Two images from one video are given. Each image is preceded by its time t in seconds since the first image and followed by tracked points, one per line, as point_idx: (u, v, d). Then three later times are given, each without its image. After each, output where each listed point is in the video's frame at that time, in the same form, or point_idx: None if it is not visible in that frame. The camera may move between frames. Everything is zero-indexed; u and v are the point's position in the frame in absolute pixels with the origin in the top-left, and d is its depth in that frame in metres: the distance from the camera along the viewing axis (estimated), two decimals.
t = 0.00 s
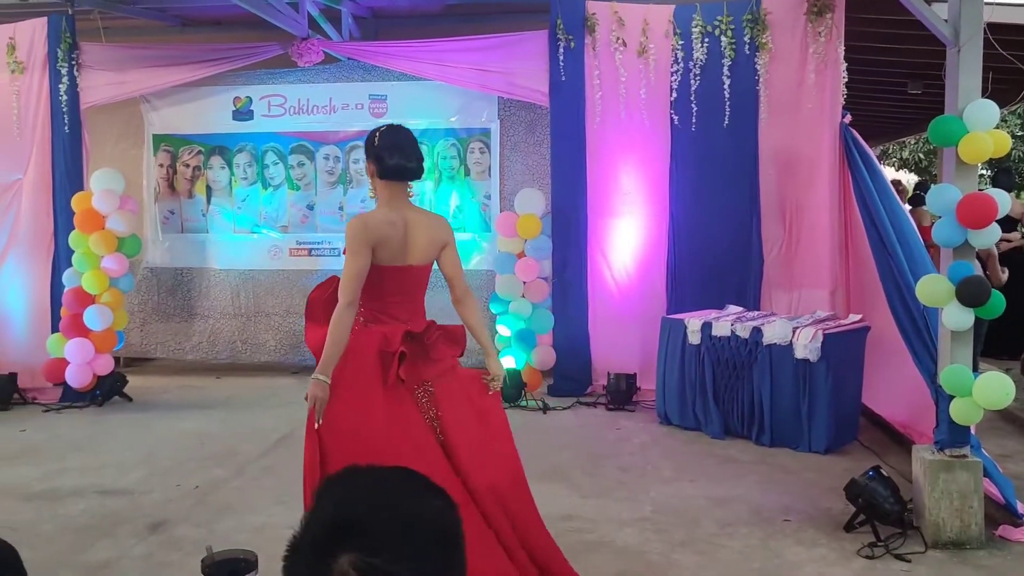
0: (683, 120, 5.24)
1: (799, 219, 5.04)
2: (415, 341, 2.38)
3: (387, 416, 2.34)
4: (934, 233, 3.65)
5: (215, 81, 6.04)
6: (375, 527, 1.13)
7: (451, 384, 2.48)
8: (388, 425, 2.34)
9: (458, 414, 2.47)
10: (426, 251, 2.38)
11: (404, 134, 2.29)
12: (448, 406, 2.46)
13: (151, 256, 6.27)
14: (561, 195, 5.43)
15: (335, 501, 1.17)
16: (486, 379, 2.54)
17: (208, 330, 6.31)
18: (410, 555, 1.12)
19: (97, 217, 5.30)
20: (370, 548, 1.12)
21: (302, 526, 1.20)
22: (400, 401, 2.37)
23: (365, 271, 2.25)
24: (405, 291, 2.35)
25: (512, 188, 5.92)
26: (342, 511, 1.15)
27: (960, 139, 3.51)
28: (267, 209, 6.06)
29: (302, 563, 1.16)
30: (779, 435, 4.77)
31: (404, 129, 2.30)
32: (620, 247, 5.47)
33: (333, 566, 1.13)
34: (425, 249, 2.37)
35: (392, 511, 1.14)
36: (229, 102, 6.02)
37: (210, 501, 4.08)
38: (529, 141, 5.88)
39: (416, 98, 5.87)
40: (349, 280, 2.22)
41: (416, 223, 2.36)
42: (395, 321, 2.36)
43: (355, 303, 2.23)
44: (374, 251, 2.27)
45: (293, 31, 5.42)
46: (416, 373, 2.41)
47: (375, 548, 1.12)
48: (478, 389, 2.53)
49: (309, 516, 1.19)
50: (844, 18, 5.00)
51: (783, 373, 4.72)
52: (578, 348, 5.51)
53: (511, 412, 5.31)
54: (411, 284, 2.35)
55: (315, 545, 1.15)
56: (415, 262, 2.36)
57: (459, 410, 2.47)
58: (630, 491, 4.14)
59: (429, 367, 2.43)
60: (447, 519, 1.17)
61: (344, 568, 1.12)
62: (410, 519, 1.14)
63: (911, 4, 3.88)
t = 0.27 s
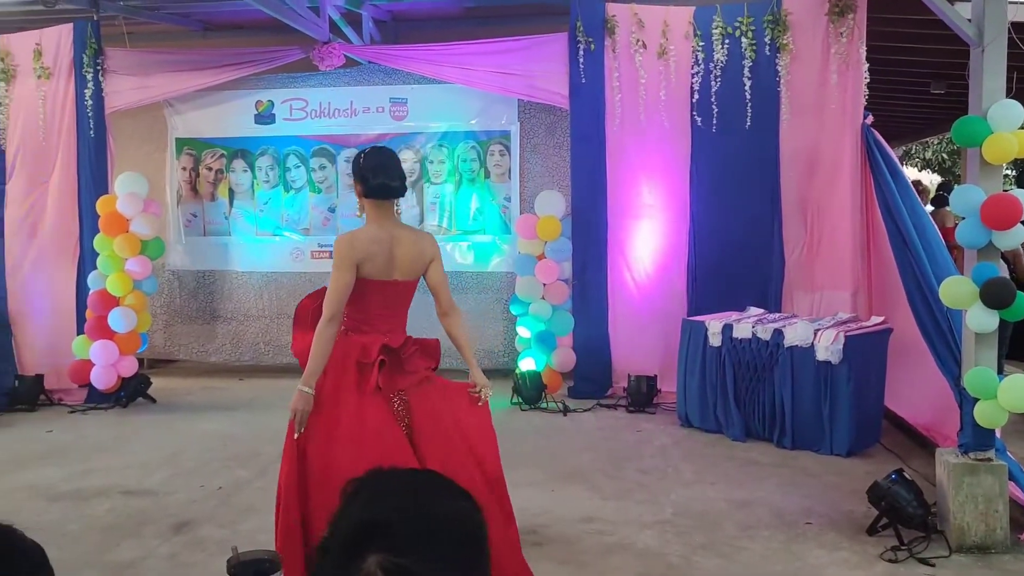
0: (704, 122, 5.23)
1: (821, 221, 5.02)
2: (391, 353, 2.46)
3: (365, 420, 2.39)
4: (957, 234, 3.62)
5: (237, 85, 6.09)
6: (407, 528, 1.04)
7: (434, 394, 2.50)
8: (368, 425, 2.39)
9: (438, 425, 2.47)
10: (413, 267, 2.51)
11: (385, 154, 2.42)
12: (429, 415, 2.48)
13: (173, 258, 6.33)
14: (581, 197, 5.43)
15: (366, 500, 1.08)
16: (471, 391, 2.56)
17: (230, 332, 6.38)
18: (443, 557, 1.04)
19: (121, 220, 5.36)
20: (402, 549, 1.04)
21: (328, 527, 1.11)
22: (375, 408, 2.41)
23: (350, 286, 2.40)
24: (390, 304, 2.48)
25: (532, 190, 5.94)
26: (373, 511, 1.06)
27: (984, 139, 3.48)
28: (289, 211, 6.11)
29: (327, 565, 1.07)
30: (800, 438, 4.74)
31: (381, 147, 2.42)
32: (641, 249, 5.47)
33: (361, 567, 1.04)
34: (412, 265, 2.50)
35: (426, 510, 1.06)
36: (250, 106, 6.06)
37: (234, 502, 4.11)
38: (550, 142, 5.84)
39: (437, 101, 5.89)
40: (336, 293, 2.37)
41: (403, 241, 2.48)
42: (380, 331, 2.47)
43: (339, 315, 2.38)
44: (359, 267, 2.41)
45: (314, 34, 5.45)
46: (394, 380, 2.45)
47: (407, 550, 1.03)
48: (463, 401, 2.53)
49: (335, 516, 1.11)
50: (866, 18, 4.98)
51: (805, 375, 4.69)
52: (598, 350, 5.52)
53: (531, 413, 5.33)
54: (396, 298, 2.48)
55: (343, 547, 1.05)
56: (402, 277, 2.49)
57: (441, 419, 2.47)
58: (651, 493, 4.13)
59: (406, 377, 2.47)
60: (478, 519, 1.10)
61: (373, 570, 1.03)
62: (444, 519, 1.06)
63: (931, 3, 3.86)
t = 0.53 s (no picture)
0: (723, 123, 5.22)
1: (841, 222, 5.00)
2: (375, 342, 2.53)
3: (353, 412, 2.49)
4: (980, 236, 3.58)
5: (258, 89, 6.13)
6: (425, 526, 1.02)
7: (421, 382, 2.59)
8: (356, 417, 2.48)
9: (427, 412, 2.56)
10: (395, 259, 2.53)
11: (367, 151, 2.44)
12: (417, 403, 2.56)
13: (193, 261, 6.38)
14: (600, 199, 5.43)
15: (385, 501, 1.07)
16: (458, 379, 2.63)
17: (251, 335, 6.43)
18: (461, 556, 1.01)
19: (143, 224, 5.41)
20: (421, 548, 1.01)
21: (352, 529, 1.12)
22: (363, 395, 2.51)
23: (334, 276, 2.46)
24: (376, 292, 2.53)
25: (551, 192, 5.95)
26: (392, 511, 1.05)
27: (1007, 140, 3.45)
28: (309, 215, 6.15)
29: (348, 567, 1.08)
30: (821, 441, 4.70)
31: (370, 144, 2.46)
32: (661, 251, 5.46)
33: (381, 568, 1.02)
34: (393, 257, 2.53)
35: (443, 509, 1.04)
36: (271, 109, 6.10)
37: (255, 503, 4.14)
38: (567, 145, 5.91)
39: (456, 105, 5.92)
40: (319, 285, 2.44)
41: (384, 234, 2.51)
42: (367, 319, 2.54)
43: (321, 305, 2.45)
44: (342, 258, 2.47)
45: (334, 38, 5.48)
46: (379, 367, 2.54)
47: (425, 549, 1.01)
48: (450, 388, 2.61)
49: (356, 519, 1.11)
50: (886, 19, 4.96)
51: (825, 377, 4.66)
52: (617, 352, 5.52)
53: (550, 415, 5.33)
54: (380, 288, 2.53)
55: (363, 548, 1.05)
56: (385, 268, 2.53)
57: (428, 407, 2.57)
58: (671, 496, 4.12)
59: (390, 367, 2.55)
60: (498, 520, 1.06)
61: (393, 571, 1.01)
62: (462, 518, 1.03)
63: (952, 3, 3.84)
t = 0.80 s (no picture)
0: (740, 125, 5.21)
1: (860, 225, 4.98)
2: (376, 339, 2.74)
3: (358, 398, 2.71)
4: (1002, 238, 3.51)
5: (276, 93, 6.17)
6: (449, 526, 0.99)
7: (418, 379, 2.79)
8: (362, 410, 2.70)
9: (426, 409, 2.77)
10: (387, 261, 2.75)
11: (363, 159, 2.69)
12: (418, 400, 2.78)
13: (210, 263, 6.41)
14: (617, 201, 5.44)
15: (407, 499, 1.03)
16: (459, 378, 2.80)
17: (269, 336, 6.46)
18: (486, 558, 0.98)
19: (161, 227, 5.45)
20: (444, 549, 0.99)
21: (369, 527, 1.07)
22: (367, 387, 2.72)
23: (328, 276, 2.70)
24: (374, 293, 2.76)
25: (568, 194, 5.96)
26: (414, 510, 1.01)
27: None
28: (327, 217, 6.17)
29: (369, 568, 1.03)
30: (839, 443, 4.66)
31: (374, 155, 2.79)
32: (678, 254, 5.44)
33: (405, 570, 0.99)
34: (384, 258, 2.75)
35: (468, 508, 1.01)
36: (289, 113, 6.14)
37: (273, 505, 4.15)
38: (584, 147, 5.92)
39: (473, 107, 5.93)
40: (314, 284, 2.68)
41: (375, 236, 2.73)
42: (369, 319, 2.75)
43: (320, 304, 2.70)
44: (335, 258, 2.70)
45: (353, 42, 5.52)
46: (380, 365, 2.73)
47: (450, 550, 0.98)
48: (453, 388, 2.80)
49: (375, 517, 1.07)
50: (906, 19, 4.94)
51: (843, 380, 4.62)
52: (634, 355, 5.52)
53: (568, 417, 5.33)
54: (377, 289, 2.76)
55: (385, 548, 1.01)
56: (377, 269, 2.74)
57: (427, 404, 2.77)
58: (689, 499, 4.10)
59: (392, 361, 2.74)
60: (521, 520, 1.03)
61: (416, 571, 0.99)
62: (486, 516, 1.00)
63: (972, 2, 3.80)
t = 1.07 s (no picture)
0: (756, 127, 5.20)
1: (876, 228, 4.95)
2: (372, 348, 2.76)
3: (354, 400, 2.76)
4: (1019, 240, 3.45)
5: (292, 96, 6.21)
6: (467, 527, 0.97)
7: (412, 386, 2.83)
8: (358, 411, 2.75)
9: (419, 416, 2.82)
10: (385, 273, 2.80)
11: (362, 176, 2.72)
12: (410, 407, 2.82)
13: (225, 266, 6.45)
14: (631, 204, 5.44)
15: (424, 501, 1.01)
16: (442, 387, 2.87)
17: (284, 339, 6.49)
18: (507, 559, 0.96)
19: (177, 230, 5.48)
20: (463, 549, 0.96)
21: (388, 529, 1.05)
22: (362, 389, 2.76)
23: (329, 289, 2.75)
24: (371, 302, 2.80)
25: (582, 198, 5.97)
26: (432, 510, 0.99)
27: None
28: (342, 220, 6.19)
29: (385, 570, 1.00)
30: (856, 447, 4.63)
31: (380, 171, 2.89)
32: (693, 257, 5.43)
33: (423, 572, 0.97)
34: (383, 269, 2.79)
35: (485, 508, 0.98)
36: (304, 116, 6.18)
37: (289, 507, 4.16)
38: (599, 150, 5.91)
39: (488, 110, 5.94)
40: (317, 295, 2.74)
41: (373, 248, 2.78)
42: (365, 327, 2.79)
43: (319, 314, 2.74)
44: (335, 271, 2.74)
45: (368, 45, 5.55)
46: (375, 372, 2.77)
47: (468, 550, 0.96)
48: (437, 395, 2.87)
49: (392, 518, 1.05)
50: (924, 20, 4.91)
51: (860, 384, 4.58)
52: (649, 358, 5.52)
53: (582, 420, 5.32)
54: (373, 300, 2.80)
55: (403, 549, 0.98)
56: (376, 281, 2.79)
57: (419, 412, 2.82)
58: (704, 502, 4.09)
59: (389, 367, 2.78)
60: (539, 522, 1.00)
61: (435, 572, 0.96)
62: (503, 515, 0.98)
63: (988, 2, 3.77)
